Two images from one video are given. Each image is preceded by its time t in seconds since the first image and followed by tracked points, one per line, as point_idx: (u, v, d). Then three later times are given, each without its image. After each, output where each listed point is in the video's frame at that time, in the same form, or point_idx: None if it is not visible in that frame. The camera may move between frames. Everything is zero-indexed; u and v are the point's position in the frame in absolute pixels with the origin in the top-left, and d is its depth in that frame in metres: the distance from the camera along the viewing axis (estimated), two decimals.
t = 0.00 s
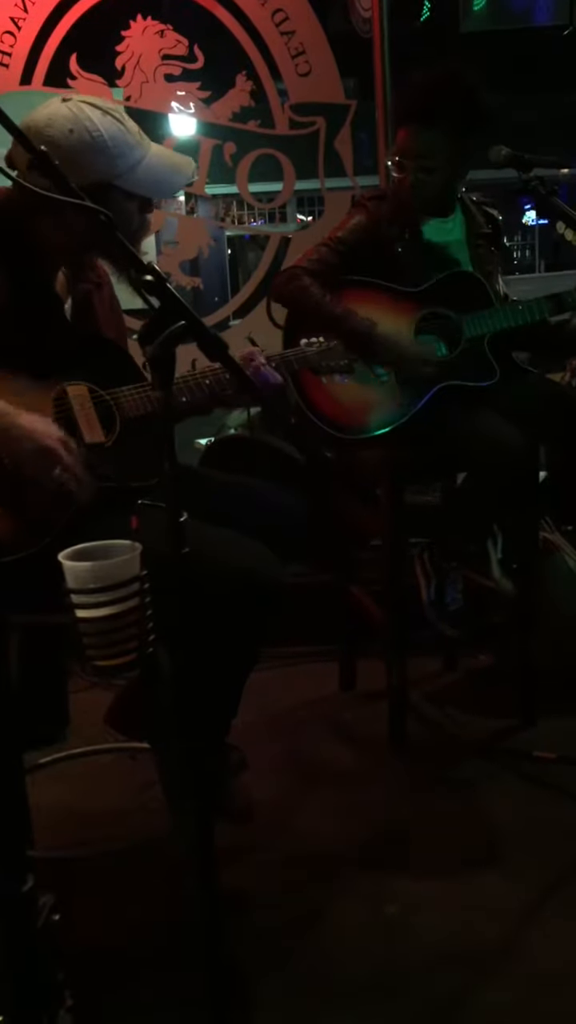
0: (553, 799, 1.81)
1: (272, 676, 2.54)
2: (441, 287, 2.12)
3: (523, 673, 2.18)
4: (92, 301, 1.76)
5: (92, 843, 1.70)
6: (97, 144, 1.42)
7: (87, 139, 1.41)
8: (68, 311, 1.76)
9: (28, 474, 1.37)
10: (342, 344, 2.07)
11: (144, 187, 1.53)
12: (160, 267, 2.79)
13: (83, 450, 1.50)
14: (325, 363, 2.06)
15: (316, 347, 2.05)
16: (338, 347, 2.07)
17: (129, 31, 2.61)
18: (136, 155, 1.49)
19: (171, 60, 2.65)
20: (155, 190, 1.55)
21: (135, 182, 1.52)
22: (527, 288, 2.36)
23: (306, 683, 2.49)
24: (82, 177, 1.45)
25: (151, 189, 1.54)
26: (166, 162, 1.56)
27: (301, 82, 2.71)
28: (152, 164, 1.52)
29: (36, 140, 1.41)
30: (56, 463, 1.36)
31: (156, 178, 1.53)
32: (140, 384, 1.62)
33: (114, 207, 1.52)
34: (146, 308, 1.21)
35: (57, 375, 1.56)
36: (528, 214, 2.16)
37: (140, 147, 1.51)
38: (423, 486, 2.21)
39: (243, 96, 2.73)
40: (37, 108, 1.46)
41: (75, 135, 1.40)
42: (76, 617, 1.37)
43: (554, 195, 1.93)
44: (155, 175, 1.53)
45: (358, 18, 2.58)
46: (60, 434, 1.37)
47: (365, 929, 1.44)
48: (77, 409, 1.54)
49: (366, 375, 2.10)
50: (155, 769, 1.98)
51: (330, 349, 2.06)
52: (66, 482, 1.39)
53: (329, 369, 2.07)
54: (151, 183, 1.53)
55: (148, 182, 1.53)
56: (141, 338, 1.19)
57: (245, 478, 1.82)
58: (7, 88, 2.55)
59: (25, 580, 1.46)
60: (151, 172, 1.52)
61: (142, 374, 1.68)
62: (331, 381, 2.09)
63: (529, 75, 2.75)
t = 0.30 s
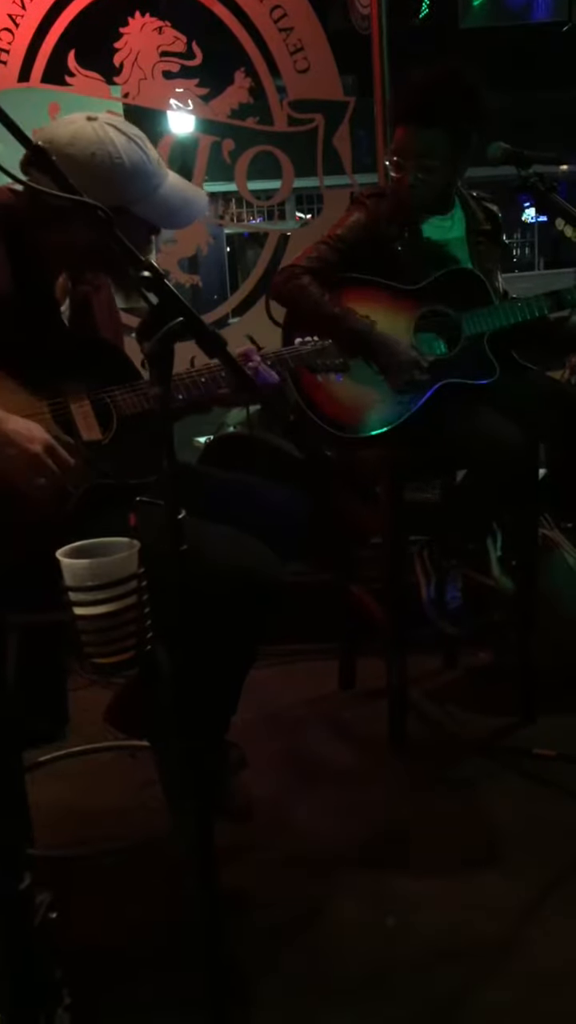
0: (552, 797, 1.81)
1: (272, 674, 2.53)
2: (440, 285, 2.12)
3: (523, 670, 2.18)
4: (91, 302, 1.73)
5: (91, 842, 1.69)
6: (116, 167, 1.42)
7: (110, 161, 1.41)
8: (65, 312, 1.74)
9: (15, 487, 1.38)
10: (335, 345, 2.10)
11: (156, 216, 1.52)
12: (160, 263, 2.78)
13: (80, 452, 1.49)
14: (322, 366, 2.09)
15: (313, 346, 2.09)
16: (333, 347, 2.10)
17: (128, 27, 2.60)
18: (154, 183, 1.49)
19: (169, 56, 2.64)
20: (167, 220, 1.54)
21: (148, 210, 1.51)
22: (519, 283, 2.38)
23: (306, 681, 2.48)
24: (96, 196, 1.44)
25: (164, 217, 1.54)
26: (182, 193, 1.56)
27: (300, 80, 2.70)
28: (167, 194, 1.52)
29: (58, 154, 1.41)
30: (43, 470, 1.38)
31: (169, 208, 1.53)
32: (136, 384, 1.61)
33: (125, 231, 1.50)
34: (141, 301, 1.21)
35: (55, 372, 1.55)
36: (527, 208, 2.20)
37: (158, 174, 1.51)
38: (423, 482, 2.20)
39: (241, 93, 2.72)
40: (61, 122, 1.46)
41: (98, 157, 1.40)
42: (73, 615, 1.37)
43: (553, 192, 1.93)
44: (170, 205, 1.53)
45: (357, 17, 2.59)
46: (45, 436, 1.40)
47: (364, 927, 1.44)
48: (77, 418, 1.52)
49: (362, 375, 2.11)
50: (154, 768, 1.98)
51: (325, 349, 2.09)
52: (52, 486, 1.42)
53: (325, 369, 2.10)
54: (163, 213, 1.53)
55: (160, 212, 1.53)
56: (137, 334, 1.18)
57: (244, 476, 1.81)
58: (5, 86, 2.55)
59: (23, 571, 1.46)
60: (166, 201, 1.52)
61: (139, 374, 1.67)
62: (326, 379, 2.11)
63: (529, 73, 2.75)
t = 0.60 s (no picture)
0: (552, 795, 1.81)
1: (272, 674, 2.54)
2: (438, 286, 2.13)
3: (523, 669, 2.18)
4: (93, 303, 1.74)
5: (92, 840, 1.70)
6: (116, 164, 1.41)
7: (109, 161, 1.40)
8: (66, 311, 1.77)
9: (33, 459, 1.40)
10: (335, 346, 2.09)
11: (155, 213, 1.52)
12: (161, 262, 2.78)
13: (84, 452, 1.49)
14: (321, 367, 2.09)
15: (313, 350, 2.08)
16: (333, 351, 2.10)
17: (127, 27, 2.60)
18: (153, 179, 1.48)
19: (169, 57, 2.64)
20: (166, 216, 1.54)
21: (147, 206, 1.51)
22: (518, 282, 2.42)
23: (306, 679, 2.49)
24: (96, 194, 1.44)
25: (164, 213, 1.54)
26: (182, 188, 1.55)
27: (300, 80, 2.71)
28: (168, 190, 1.51)
29: (56, 153, 1.40)
30: (61, 436, 1.40)
31: (169, 203, 1.52)
32: (136, 384, 1.61)
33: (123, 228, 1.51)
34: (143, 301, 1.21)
35: (56, 372, 1.56)
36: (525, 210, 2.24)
37: (158, 170, 1.49)
38: (422, 481, 2.20)
39: (241, 93, 2.72)
40: (59, 120, 1.45)
41: (97, 156, 1.39)
42: (73, 615, 1.37)
43: (552, 192, 1.93)
44: (170, 200, 1.53)
45: (357, 17, 2.60)
46: (59, 405, 1.41)
47: (364, 926, 1.44)
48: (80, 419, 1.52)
49: (362, 375, 2.11)
50: (154, 767, 1.98)
51: (325, 351, 2.09)
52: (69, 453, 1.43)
53: (325, 371, 2.10)
54: (162, 210, 1.52)
55: (160, 208, 1.52)
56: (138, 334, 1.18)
57: (244, 477, 1.81)
58: (5, 85, 2.56)
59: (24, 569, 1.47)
60: (166, 197, 1.51)
61: (141, 374, 1.69)
62: (327, 381, 2.10)
63: (528, 74, 2.75)
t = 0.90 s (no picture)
0: (552, 796, 1.82)
1: (272, 674, 2.54)
2: (438, 286, 2.12)
3: (524, 669, 2.18)
4: (95, 303, 1.74)
5: (92, 841, 1.69)
6: (117, 164, 1.41)
7: (110, 160, 1.40)
8: (67, 313, 1.74)
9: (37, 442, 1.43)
10: (334, 347, 2.10)
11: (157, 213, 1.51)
12: (160, 262, 2.79)
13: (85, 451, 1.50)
14: (320, 367, 2.09)
15: (313, 351, 2.06)
16: (330, 354, 2.09)
17: (129, 28, 2.60)
18: (154, 179, 1.48)
19: (170, 57, 2.64)
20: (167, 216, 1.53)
21: (146, 205, 1.51)
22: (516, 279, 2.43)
23: (307, 679, 2.50)
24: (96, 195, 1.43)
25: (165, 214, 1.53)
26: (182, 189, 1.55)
27: (301, 80, 2.71)
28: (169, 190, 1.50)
29: (57, 153, 1.40)
30: (60, 416, 1.41)
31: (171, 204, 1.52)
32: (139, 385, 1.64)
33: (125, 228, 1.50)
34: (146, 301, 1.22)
35: (58, 372, 1.56)
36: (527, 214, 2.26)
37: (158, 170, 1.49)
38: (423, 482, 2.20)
39: (242, 93, 2.72)
40: (59, 121, 1.45)
41: (98, 156, 1.39)
42: (75, 615, 1.37)
43: (553, 193, 1.93)
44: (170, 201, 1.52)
45: (358, 18, 2.60)
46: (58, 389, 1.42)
47: (365, 927, 1.44)
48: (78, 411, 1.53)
49: (362, 376, 2.11)
50: (154, 768, 1.98)
51: (324, 351, 2.08)
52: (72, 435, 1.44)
53: (323, 371, 2.09)
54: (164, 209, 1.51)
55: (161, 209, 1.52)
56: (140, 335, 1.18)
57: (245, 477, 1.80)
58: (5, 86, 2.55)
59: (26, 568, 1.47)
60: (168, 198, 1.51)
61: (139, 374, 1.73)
62: (326, 382, 2.10)
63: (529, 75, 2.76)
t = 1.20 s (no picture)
0: (552, 796, 1.82)
1: (272, 674, 2.55)
2: (439, 286, 2.12)
3: (524, 669, 2.18)
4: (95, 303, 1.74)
5: (92, 841, 1.69)
6: (112, 157, 1.41)
7: (105, 152, 1.40)
8: (69, 314, 1.72)
9: (36, 446, 1.43)
10: (335, 344, 2.11)
11: (155, 205, 1.49)
12: (161, 261, 2.80)
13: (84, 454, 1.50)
14: (321, 365, 2.09)
15: (314, 350, 2.07)
16: (332, 347, 2.11)
17: (129, 29, 2.60)
18: (150, 171, 1.47)
19: (171, 57, 2.64)
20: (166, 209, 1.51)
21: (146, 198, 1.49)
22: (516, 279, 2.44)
23: (307, 679, 2.50)
24: (93, 189, 1.43)
25: (165, 206, 1.51)
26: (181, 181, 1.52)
27: (302, 80, 2.70)
28: (167, 182, 1.49)
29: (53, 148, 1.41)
30: (65, 430, 1.42)
31: (169, 195, 1.50)
32: (141, 385, 1.65)
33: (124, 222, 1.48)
34: (146, 302, 1.21)
35: (59, 373, 1.56)
36: (527, 214, 2.27)
37: (156, 163, 1.48)
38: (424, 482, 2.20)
39: (244, 93, 2.73)
40: (56, 116, 1.46)
41: (92, 149, 1.39)
42: (76, 614, 1.38)
43: (554, 193, 1.92)
44: (168, 194, 1.51)
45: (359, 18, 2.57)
46: (63, 401, 1.44)
47: (364, 927, 1.44)
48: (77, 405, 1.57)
49: (362, 375, 2.12)
50: (154, 768, 1.98)
51: (325, 349, 2.09)
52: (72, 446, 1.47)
53: (325, 370, 2.10)
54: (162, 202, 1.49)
55: (160, 201, 1.50)
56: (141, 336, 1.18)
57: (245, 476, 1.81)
58: (6, 86, 2.55)
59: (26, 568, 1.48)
60: (165, 189, 1.49)
61: (141, 374, 1.75)
62: (327, 379, 2.11)
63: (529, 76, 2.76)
